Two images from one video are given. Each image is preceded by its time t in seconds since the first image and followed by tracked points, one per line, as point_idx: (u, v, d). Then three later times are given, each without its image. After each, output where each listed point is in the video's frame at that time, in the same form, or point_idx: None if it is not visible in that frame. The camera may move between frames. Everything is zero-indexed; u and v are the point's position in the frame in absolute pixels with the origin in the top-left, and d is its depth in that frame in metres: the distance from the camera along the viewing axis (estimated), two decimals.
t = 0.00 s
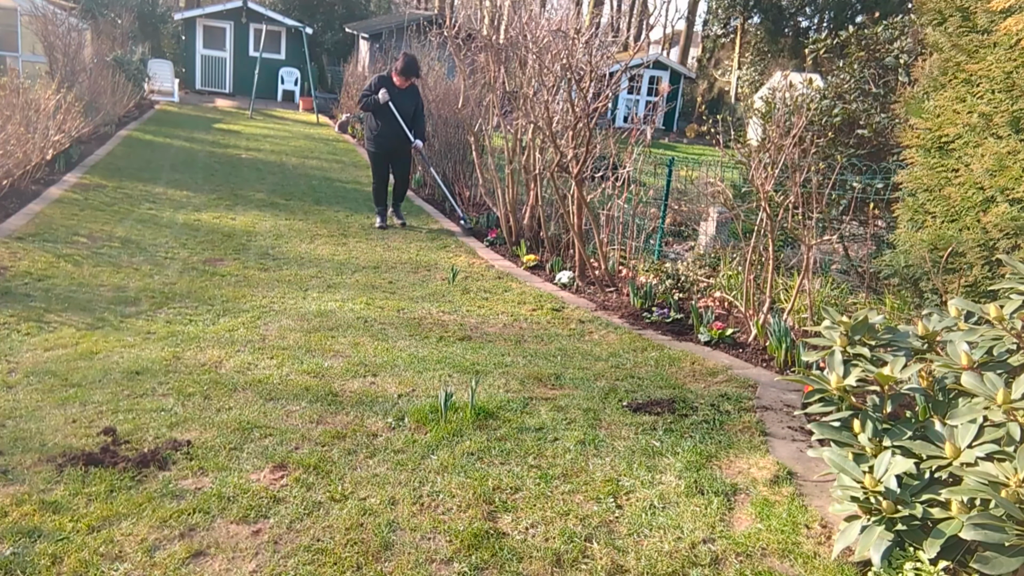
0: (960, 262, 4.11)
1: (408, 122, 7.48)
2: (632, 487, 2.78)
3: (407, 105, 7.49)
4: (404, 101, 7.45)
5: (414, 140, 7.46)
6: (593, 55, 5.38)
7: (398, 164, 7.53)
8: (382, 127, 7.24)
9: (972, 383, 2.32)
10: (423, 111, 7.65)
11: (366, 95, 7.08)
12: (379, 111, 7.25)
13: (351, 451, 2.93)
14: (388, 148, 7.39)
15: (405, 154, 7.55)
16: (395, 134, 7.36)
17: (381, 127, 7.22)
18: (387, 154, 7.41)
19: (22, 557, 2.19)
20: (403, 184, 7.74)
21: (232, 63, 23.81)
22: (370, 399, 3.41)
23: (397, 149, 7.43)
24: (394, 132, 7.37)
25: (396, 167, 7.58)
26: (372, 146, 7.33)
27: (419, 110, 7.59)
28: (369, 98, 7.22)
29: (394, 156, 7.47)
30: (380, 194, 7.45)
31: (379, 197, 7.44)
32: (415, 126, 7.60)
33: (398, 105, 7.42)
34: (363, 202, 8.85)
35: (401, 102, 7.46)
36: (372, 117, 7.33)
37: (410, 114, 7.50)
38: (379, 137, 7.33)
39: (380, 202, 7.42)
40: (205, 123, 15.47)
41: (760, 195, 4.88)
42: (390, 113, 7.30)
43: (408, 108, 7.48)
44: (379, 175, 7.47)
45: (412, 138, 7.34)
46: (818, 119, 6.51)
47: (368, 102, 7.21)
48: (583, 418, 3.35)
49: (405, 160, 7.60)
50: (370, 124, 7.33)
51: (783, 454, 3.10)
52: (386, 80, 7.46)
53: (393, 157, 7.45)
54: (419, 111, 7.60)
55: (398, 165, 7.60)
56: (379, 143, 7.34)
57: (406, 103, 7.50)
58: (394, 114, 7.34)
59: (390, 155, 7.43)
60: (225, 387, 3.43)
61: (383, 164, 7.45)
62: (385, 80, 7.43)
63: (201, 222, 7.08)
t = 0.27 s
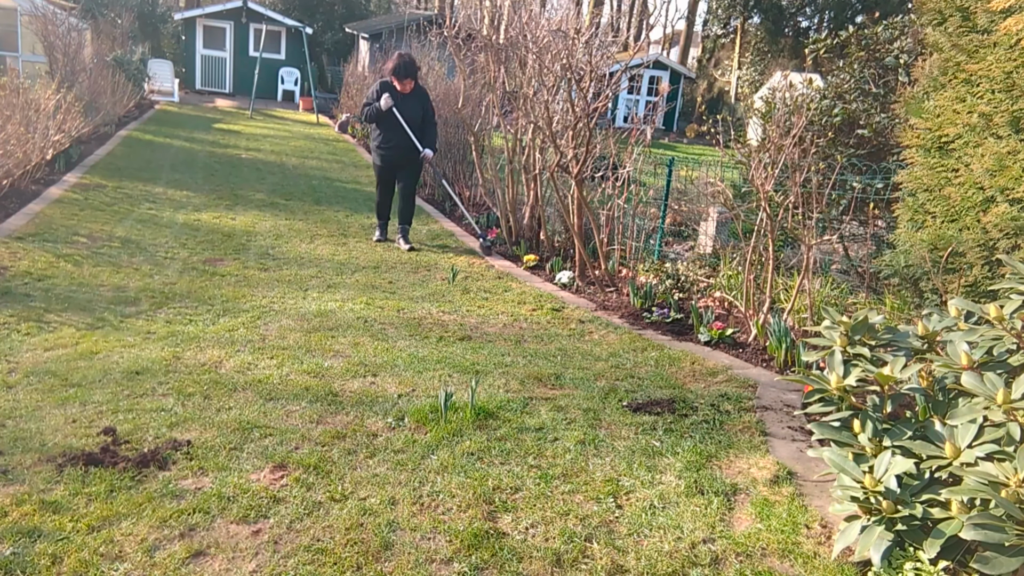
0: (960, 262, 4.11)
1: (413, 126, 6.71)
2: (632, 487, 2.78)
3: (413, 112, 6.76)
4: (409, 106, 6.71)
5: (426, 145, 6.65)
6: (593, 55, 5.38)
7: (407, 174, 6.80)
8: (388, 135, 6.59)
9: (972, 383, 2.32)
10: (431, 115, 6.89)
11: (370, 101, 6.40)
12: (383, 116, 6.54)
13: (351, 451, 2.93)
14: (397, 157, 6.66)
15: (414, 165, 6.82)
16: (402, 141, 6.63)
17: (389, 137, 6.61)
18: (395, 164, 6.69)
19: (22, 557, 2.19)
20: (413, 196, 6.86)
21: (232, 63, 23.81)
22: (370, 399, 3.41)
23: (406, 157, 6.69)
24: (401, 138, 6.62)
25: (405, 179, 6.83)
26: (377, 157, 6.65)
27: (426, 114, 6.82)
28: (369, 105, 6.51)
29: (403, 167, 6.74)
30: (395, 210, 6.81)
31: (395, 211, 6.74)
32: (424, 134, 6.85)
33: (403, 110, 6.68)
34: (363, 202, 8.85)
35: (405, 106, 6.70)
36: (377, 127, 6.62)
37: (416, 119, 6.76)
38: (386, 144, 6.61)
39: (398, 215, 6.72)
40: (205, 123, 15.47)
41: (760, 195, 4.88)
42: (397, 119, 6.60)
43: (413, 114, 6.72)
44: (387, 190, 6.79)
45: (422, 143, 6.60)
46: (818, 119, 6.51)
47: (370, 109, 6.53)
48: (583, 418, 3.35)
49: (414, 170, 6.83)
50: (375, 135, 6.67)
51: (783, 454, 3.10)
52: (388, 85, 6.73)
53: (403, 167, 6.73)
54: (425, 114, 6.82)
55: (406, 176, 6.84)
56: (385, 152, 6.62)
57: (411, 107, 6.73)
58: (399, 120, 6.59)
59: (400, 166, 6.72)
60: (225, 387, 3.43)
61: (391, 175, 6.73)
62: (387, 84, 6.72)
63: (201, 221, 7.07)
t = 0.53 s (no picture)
0: (960, 262, 4.11)
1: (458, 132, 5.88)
2: (632, 487, 2.78)
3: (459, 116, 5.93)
4: (454, 106, 5.80)
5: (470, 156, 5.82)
6: (593, 55, 5.38)
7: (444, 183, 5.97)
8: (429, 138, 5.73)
9: (973, 383, 2.32)
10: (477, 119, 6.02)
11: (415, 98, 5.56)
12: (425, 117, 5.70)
13: (351, 451, 2.93)
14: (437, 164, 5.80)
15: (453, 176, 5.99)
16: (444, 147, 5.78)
17: (427, 142, 5.71)
18: (431, 172, 5.82)
19: (22, 557, 2.19)
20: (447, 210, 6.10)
21: (232, 63, 23.81)
22: (370, 399, 3.41)
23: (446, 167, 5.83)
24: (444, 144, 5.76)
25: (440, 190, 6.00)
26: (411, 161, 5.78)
27: (470, 120, 5.95)
28: (409, 99, 5.63)
29: (440, 176, 5.89)
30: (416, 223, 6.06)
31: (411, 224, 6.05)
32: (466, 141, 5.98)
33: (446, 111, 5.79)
34: (363, 202, 8.85)
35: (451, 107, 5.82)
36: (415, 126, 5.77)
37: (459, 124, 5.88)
38: (424, 149, 5.71)
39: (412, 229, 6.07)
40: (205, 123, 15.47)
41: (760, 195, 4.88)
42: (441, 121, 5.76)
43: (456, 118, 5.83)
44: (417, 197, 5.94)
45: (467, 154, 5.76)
46: (818, 119, 6.51)
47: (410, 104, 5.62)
48: (583, 418, 3.35)
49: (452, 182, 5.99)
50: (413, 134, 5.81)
51: (783, 455, 3.10)
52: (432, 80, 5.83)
53: (440, 177, 5.87)
54: (469, 119, 5.96)
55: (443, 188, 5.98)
56: (423, 157, 5.73)
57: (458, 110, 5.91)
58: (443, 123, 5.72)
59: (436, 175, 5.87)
60: (225, 387, 3.43)
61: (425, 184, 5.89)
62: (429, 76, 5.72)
63: (201, 221, 7.08)
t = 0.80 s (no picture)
0: (960, 262, 4.11)
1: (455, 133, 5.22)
2: (632, 487, 2.78)
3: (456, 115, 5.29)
4: (449, 104, 5.17)
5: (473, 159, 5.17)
6: (593, 55, 5.38)
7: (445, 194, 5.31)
8: (423, 144, 5.08)
9: (973, 383, 2.32)
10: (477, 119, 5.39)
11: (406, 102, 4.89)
12: (418, 119, 5.03)
13: (351, 451, 2.93)
14: (436, 173, 5.13)
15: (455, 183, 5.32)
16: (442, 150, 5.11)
17: (422, 146, 5.05)
18: (430, 182, 5.15)
19: (22, 557, 2.19)
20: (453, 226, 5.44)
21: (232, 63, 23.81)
22: (370, 399, 3.41)
23: (447, 174, 5.18)
24: (442, 148, 5.10)
25: (442, 203, 5.34)
26: (405, 172, 5.11)
27: (467, 119, 5.33)
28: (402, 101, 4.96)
29: (440, 186, 5.21)
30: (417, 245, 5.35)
31: (412, 249, 5.33)
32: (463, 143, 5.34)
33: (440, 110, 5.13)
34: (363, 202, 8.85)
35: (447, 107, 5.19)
36: (407, 132, 5.10)
37: (456, 123, 5.24)
38: (418, 155, 5.05)
39: (413, 252, 5.35)
40: (205, 123, 15.47)
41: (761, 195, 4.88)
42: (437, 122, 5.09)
43: (450, 117, 5.19)
44: (417, 214, 5.24)
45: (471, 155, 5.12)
46: (818, 119, 6.51)
47: (400, 108, 4.96)
48: (583, 418, 3.35)
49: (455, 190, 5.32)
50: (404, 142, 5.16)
51: (783, 455, 3.10)
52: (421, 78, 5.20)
53: (441, 186, 5.20)
54: (465, 118, 5.32)
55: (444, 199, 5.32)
56: (418, 165, 5.06)
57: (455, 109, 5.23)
58: (440, 121, 5.07)
59: (437, 186, 5.20)
60: (225, 387, 3.43)
61: (424, 197, 5.22)
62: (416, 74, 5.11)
63: (201, 221, 7.08)
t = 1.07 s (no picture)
0: (959, 262, 4.11)
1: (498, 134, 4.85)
2: (632, 487, 2.78)
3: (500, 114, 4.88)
4: (493, 103, 4.78)
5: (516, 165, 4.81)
6: (593, 55, 5.37)
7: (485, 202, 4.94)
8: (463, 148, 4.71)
9: (972, 383, 2.32)
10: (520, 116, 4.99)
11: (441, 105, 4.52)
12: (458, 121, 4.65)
13: (351, 451, 2.93)
14: (476, 180, 4.77)
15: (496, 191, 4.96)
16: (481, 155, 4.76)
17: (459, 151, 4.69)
18: (469, 188, 4.79)
19: (22, 557, 2.19)
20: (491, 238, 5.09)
21: (232, 63, 23.81)
22: (370, 399, 3.41)
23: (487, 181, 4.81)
24: (482, 152, 4.74)
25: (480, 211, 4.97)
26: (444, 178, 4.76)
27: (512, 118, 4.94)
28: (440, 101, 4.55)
29: (480, 192, 4.87)
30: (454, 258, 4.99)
31: (448, 263, 4.97)
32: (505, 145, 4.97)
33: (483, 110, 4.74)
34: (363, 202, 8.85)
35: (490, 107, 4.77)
36: (445, 133, 4.72)
37: (500, 124, 4.86)
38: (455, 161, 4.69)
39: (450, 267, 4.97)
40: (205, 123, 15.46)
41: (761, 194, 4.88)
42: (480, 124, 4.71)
43: (495, 118, 4.81)
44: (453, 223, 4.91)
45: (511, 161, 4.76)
46: (818, 119, 6.51)
47: (437, 109, 4.56)
48: (583, 418, 3.35)
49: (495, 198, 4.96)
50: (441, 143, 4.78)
51: (783, 455, 3.10)
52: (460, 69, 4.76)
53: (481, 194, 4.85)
54: (510, 118, 4.93)
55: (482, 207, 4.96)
56: (455, 171, 4.71)
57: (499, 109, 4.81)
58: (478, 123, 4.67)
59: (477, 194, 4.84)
60: (225, 387, 3.43)
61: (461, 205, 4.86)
62: (458, 71, 4.70)
63: (201, 221, 7.08)
